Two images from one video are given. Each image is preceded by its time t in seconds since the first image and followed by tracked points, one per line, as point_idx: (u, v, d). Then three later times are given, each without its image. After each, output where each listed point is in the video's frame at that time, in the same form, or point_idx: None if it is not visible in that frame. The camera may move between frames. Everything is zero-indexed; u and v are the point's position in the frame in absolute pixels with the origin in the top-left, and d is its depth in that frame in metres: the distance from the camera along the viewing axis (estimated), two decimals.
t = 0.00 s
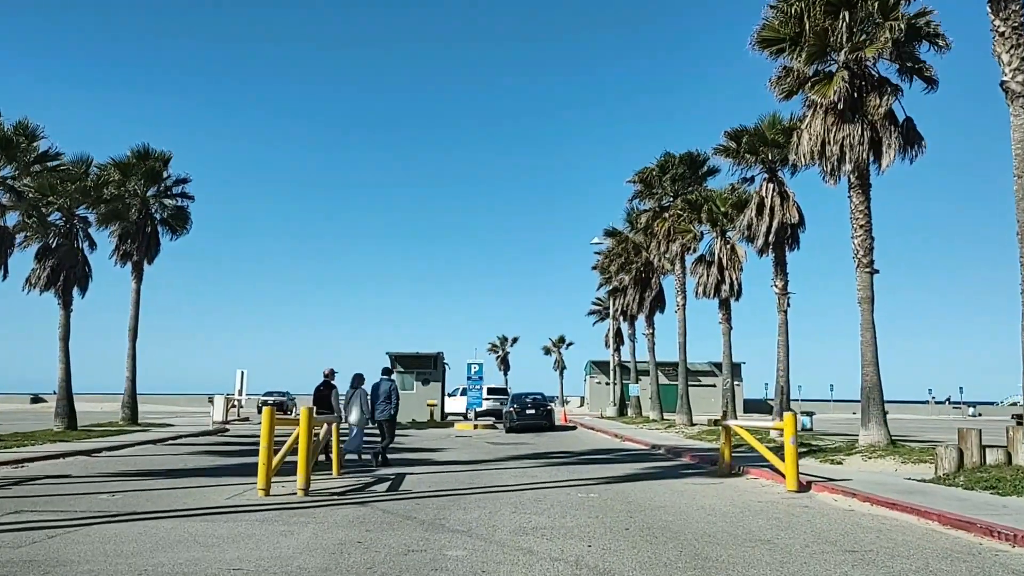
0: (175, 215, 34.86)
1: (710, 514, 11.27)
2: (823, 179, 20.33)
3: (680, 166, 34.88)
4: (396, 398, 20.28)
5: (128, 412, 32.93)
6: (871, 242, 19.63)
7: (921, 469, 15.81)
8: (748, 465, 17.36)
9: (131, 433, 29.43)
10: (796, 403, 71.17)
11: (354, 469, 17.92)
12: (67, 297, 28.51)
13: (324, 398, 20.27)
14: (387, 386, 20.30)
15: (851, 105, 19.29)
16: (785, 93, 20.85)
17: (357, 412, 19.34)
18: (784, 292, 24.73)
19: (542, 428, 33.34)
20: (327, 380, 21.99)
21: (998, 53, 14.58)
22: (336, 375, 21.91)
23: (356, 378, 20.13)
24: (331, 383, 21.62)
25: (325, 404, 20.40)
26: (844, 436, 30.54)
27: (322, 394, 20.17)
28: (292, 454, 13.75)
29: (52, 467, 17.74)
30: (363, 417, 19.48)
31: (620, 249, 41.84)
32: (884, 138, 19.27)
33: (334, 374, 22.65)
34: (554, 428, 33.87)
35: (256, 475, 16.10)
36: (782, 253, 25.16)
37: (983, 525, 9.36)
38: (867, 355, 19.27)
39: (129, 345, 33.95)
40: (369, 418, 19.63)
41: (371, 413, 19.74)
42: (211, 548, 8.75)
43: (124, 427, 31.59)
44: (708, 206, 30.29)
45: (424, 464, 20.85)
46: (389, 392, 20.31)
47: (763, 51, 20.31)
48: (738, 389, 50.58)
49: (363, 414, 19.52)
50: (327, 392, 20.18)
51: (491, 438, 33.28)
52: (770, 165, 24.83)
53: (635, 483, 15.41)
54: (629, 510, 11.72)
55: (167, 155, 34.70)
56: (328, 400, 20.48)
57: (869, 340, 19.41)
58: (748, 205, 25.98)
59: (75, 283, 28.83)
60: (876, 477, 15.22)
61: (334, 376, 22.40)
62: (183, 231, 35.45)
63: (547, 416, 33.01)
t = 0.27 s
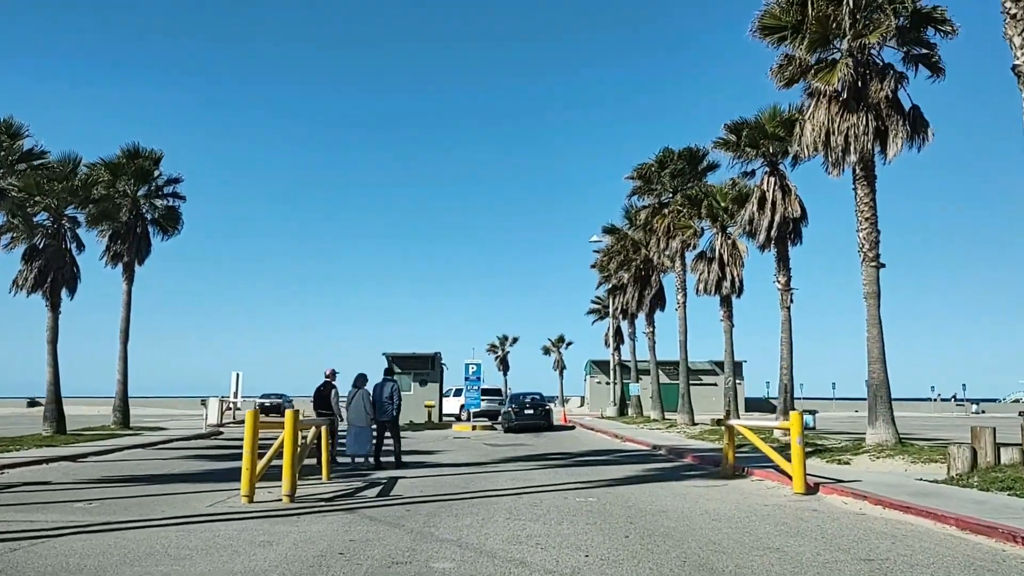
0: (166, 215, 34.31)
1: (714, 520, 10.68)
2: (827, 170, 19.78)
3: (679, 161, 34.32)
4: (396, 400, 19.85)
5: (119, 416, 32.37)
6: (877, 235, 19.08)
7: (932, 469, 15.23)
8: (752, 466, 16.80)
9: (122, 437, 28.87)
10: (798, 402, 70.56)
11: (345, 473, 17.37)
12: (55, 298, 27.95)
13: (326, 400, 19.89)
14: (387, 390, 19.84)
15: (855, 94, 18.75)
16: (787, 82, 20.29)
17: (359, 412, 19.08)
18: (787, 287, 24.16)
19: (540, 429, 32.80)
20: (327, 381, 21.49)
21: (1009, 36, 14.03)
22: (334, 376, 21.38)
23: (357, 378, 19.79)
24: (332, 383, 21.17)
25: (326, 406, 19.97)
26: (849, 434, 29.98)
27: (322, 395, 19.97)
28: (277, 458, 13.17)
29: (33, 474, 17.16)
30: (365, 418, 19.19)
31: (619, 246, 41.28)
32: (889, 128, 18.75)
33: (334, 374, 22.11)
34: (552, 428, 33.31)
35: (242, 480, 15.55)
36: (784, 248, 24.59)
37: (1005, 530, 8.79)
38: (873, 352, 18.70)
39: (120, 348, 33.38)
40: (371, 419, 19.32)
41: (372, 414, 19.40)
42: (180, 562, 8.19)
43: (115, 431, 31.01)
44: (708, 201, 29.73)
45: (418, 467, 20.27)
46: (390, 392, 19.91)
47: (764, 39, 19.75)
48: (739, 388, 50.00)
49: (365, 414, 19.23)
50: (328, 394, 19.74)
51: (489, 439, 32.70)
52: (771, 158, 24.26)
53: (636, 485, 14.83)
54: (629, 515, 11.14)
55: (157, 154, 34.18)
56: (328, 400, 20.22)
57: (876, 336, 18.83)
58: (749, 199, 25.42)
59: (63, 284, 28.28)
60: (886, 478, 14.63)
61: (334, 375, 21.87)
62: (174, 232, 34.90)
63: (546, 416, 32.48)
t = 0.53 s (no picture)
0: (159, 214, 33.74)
1: (720, 527, 10.12)
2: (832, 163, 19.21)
3: (679, 158, 33.75)
4: (402, 403, 19.26)
5: (111, 418, 31.81)
6: (885, 229, 18.50)
7: (944, 472, 14.66)
8: (757, 468, 16.23)
9: (112, 440, 28.32)
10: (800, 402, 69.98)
11: (336, 477, 16.80)
12: (44, 299, 27.39)
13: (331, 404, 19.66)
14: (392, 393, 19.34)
15: (862, 84, 18.18)
16: (791, 73, 19.72)
17: (365, 416, 18.93)
18: (790, 285, 23.59)
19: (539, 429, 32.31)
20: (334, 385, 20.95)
21: None
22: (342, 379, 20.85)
23: (362, 381, 19.41)
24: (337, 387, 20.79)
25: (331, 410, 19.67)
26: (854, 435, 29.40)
27: (327, 398, 19.81)
28: (261, 462, 12.59)
29: (14, 478, 16.61)
30: (372, 421, 19.04)
31: (619, 245, 40.71)
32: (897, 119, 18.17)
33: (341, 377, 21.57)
34: (551, 429, 32.80)
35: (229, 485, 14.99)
36: (788, 245, 24.02)
37: None
38: (881, 350, 18.12)
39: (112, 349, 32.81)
40: (378, 423, 19.11)
41: (379, 417, 19.11)
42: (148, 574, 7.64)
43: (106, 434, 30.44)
44: (710, 198, 29.16)
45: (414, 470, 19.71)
46: (397, 395, 19.36)
47: (768, 29, 19.18)
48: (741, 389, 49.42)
49: (373, 418, 19.06)
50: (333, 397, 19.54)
51: (487, 441, 32.14)
52: (773, 152, 23.68)
53: (637, 489, 14.27)
54: (631, 522, 10.58)
55: (149, 152, 33.63)
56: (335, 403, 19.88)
57: (884, 334, 18.25)
58: (751, 195, 24.84)
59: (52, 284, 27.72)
60: (897, 481, 14.06)
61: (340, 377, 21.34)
62: (167, 231, 34.33)
63: (544, 416, 31.99)
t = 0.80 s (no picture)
0: (150, 211, 33.18)
1: (729, 534, 9.48)
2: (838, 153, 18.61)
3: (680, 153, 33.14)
4: (407, 400, 18.46)
5: (101, 420, 31.20)
6: (894, 222, 17.89)
7: (960, 473, 14.04)
8: (764, 469, 15.61)
9: (101, 442, 27.71)
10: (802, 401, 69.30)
11: (326, 479, 16.18)
12: (31, 297, 26.79)
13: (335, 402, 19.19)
14: (395, 388, 18.58)
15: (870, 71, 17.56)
16: (796, 62, 19.10)
17: (370, 415, 18.62)
18: (795, 280, 22.98)
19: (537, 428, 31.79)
20: (340, 385, 20.41)
21: None
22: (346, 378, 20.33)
23: (367, 379, 18.83)
24: (341, 385, 20.24)
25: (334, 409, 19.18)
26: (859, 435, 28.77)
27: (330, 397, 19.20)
28: (243, 465, 11.93)
29: None
30: (377, 419, 18.67)
31: (619, 242, 40.10)
32: (907, 107, 17.54)
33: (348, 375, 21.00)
34: (550, 428, 32.27)
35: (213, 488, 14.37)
36: (793, 239, 23.40)
37: None
38: (892, 347, 17.49)
39: (102, 349, 32.21)
40: (383, 420, 18.60)
41: (384, 415, 18.52)
42: None
43: (96, 435, 29.83)
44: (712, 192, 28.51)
45: (408, 472, 19.10)
46: (402, 393, 18.60)
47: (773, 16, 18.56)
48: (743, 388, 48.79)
49: (379, 416, 18.69)
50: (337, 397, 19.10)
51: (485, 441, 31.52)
52: (778, 145, 23.07)
53: (639, 492, 13.63)
54: (634, 529, 9.95)
55: (141, 148, 33.03)
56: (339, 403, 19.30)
57: (894, 330, 17.62)
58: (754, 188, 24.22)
59: (40, 282, 27.15)
60: (911, 483, 13.43)
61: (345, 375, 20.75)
62: (159, 228, 33.76)
63: (542, 415, 31.45)
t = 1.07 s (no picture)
0: (141, 207, 32.54)
1: (733, 543, 8.87)
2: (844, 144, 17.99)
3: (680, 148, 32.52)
4: (407, 400, 17.99)
5: (90, 420, 30.58)
6: (903, 215, 17.27)
7: (973, 476, 13.42)
8: (769, 472, 14.97)
9: (88, 442, 27.08)
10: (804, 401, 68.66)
11: (313, 482, 15.57)
12: (16, 294, 26.17)
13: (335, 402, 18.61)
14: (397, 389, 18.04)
15: (878, 59, 16.93)
16: (800, 50, 18.49)
17: (370, 416, 17.95)
18: (799, 276, 22.35)
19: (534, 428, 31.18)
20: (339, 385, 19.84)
21: None
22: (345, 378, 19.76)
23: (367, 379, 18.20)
24: (343, 385, 19.59)
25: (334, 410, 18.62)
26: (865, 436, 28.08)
27: (330, 399, 18.52)
28: (219, 468, 11.31)
29: None
30: (377, 421, 18.03)
31: (619, 239, 39.47)
32: (915, 96, 16.93)
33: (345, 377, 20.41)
34: (547, 427, 31.67)
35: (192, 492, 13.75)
36: (796, 234, 22.77)
37: None
38: (900, 344, 16.86)
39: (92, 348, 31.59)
40: (384, 423, 18.02)
41: (385, 417, 17.98)
42: None
43: (85, 435, 29.22)
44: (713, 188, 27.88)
45: (399, 473, 18.49)
46: (403, 393, 18.12)
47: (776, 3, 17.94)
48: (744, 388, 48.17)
49: (379, 417, 18.08)
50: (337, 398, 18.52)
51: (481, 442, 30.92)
52: (781, 137, 22.45)
53: (638, 495, 13.02)
54: (632, 536, 9.34)
55: (131, 144, 32.41)
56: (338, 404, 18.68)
57: (903, 327, 16.99)
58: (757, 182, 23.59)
59: (25, 279, 26.52)
60: (923, 486, 12.81)
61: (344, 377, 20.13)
62: (150, 224, 33.13)
63: (540, 415, 30.84)
